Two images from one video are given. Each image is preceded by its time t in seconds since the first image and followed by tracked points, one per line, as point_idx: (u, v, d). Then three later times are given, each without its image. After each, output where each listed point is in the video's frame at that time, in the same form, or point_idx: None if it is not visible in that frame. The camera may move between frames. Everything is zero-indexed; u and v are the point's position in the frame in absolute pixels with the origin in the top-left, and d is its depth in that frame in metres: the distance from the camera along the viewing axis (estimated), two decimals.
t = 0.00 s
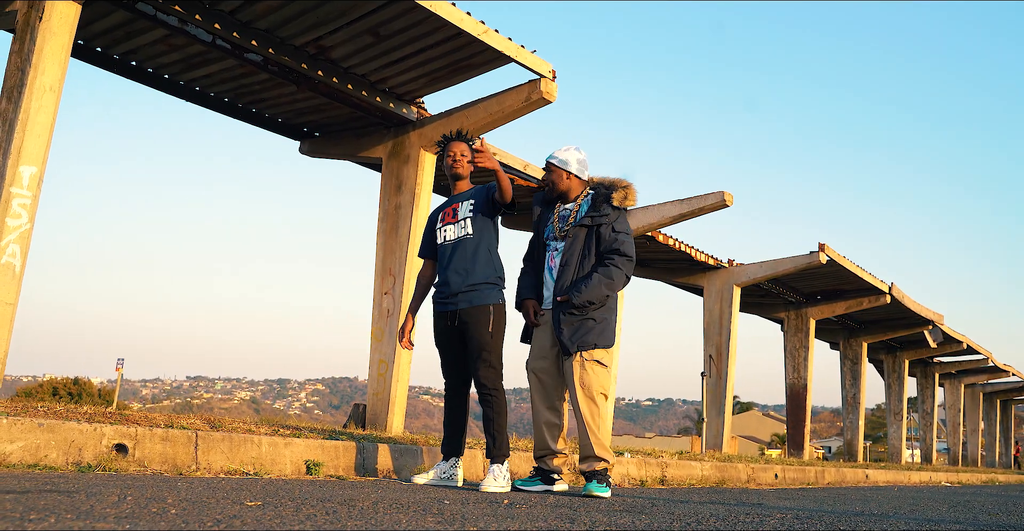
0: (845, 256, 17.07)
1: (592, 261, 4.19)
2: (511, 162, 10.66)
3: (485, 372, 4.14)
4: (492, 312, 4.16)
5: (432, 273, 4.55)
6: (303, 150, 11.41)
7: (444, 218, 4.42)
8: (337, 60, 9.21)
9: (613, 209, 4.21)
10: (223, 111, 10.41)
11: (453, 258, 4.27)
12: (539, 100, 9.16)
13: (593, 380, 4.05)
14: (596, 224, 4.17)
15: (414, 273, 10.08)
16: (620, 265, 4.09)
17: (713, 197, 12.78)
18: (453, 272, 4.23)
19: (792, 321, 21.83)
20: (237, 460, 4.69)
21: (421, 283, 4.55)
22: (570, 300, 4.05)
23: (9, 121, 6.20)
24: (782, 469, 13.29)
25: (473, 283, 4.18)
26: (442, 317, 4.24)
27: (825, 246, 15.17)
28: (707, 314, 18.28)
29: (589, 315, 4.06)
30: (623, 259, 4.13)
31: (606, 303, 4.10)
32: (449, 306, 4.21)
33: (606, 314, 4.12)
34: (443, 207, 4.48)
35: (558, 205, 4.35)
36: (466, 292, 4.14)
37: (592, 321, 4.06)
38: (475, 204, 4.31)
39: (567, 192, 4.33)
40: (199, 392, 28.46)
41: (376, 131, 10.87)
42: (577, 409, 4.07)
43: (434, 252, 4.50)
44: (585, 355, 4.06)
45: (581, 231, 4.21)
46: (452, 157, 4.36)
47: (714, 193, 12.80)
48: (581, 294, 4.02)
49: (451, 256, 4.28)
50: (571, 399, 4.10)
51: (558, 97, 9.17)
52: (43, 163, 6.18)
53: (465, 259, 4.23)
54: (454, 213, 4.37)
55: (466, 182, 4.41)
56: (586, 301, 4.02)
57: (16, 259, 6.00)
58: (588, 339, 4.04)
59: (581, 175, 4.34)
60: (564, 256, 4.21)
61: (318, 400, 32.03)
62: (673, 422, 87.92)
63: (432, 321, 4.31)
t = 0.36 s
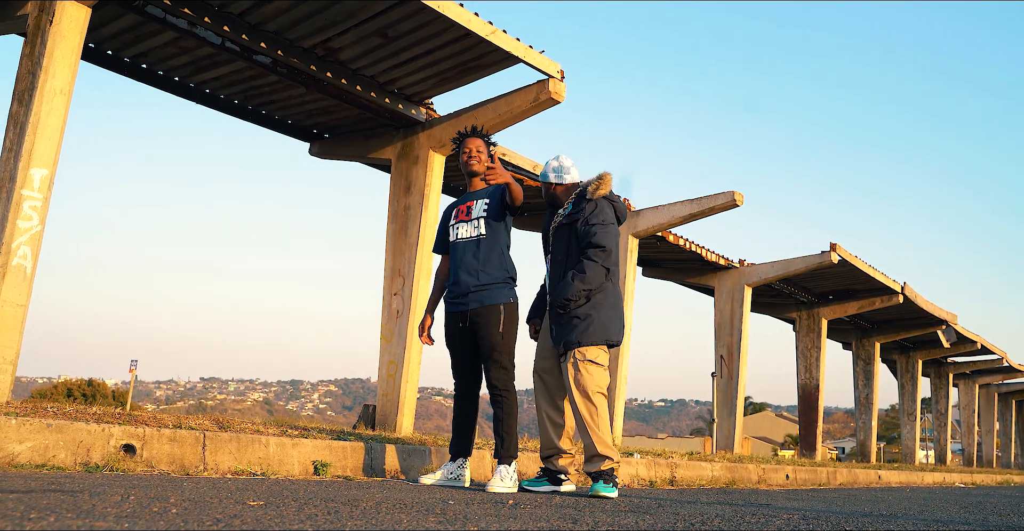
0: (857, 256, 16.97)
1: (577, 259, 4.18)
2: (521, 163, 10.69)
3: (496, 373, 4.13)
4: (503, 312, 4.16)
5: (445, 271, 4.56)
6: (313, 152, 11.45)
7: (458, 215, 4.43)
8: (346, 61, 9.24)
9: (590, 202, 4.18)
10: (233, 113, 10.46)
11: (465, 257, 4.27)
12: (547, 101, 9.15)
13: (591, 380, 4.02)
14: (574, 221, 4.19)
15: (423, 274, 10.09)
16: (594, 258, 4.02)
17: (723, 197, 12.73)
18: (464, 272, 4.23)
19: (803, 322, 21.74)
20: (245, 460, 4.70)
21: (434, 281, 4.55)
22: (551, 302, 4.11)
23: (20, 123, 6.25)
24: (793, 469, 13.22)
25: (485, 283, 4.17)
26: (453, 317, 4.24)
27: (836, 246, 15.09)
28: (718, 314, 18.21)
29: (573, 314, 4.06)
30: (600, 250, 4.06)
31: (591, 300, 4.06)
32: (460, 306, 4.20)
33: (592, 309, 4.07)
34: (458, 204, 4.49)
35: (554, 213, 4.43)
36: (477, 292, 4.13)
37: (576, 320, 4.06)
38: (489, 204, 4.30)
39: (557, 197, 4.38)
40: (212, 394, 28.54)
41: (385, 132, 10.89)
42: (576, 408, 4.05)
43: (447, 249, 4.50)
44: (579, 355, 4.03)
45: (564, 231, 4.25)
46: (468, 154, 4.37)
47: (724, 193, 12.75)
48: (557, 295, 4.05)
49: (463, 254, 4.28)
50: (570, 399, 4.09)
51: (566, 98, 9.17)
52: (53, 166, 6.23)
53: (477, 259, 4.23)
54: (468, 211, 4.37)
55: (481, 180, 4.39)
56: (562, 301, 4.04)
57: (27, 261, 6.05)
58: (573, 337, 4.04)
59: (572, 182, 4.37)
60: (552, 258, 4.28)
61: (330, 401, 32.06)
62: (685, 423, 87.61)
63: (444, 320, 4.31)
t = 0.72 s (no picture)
0: (867, 256, 16.88)
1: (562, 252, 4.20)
2: (529, 163, 10.71)
3: (507, 373, 4.12)
4: (513, 312, 4.13)
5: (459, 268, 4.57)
6: (321, 153, 11.48)
7: (472, 212, 4.42)
8: (353, 63, 9.25)
9: (567, 194, 4.21)
10: (241, 114, 10.49)
11: (477, 255, 4.27)
12: (554, 101, 9.15)
13: (593, 379, 4.00)
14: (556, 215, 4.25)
15: (431, 274, 10.10)
16: (569, 249, 4.01)
17: (732, 197, 12.68)
18: (475, 271, 4.23)
19: (813, 322, 21.65)
20: (250, 461, 4.71)
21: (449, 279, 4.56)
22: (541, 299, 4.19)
23: (29, 126, 6.28)
24: (803, 470, 13.16)
25: (494, 283, 4.15)
26: (465, 316, 4.22)
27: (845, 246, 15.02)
28: (727, 314, 18.16)
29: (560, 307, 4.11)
30: (574, 239, 4.03)
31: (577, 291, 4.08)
32: (472, 305, 4.20)
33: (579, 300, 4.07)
34: (472, 200, 4.48)
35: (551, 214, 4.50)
36: (486, 292, 4.12)
37: (564, 313, 4.10)
38: (501, 201, 4.27)
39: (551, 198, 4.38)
40: (224, 395, 28.64)
41: (393, 133, 10.91)
42: (579, 407, 4.04)
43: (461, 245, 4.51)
44: (580, 353, 4.02)
45: (551, 226, 4.33)
46: (484, 148, 4.36)
47: (733, 193, 12.70)
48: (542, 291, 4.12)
49: (475, 252, 4.28)
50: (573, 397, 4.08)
51: (573, 98, 9.16)
52: (62, 168, 6.27)
53: (488, 258, 4.22)
54: (481, 208, 4.36)
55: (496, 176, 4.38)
56: (546, 296, 4.09)
57: (36, 263, 6.09)
58: (564, 331, 4.08)
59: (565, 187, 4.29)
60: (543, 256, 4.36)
61: (341, 402, 32.14)
62: (695, 424, 87.38)
63: (456, 318, 4.30)
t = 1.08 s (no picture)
0: (881, 256, 16.77)
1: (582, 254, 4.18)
2: (539, 163, 10.72)
3: (517, 373, 4.12)
4: (522, 313, 4.12)
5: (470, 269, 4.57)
6: (333, 155, 11.52)
7: (481, 212, 4.43)
8: (364, 64, 9.29)
9: (589, 198, 4.20)
10: (253, 116, 10.55)
11: (486, 256, 4.26)
12: (565, 102, 9.14)
13: (607, 380, 4.00)
14: (576, 218, 4.23)
15: (442, 275, 10.12)
16: (596, 252, 4.01)
17: (744, 197, 12.63)
18: (485, 271, 4.23)
19: (828, 322, 21.53)
20: (261, 461, 4.73)
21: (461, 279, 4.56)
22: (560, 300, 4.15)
23: (43, 128, 6.34)
24: (817, 471, 13.09)
25: (503, 283, 4.15)
26: (476, 316, 4.23)
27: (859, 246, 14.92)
28: (740, 315, 18.09)
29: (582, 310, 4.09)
30: (600, 243, 4.03)
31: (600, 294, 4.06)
32: (482, 306, 4.19)
33: (601, 302, 4.07)
34: (482, 201, 4.48)
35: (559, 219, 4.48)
36: (495, 293, 4.12)
37: (586, 315, 4.08)
38: (509, 201, 4.27)
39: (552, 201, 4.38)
40: (239, 396, 28.80)
41: (404, 134, 10.94)
42: (592, 408, 4.04)
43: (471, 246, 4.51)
44: (596, 354, 4.02)
45: (569, 230, 4.31)
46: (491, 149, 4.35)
47: (745, 193, 12.64)
48: (565, 292, 4.08)
49: (485, 253, 4.28)
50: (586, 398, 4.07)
51: (583, 98, 9.15)
52: (75, 170, 6.32)
53: (498, 259, 4.21)
54: (490, 209, 4.37)
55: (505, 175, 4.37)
56: (571, 298, 4.06)
57: (50, 265, 6.14)
58: (584, 333, 4.06)
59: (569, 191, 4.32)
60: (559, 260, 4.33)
61: (356, 403, 32.22)
62: (708, 425, 87.08)
63: (467, 318, 4.30)
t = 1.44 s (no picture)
0: (884, 255, 16.75)
1: (604, 256, 4.18)
2: (541, 164, 10.73)
3: (508, 374, 4.12)
4: (512, 314, 4.13)
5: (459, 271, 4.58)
6: (335, 156, 11.53)
7: (471, 216, 4.44)
8: (365, 66, 9.30)
9: (623, 201, 4.17)
10: (255, 118, 10.58)
11: (476, 258, 4.28)
12: (566, 102, 9.15)
13: (612, 381, 4.02)
14: (606, 218, 4.17)
15: (443, 276, 10.13)
16: (629, 258, 4.04)
17: (746, 197, 12.62)
18: (475, 274, 4.24)
19: (831, 322, 21.51)
20: (260, 461, 4.74)
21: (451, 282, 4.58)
22: (577, 295, 4.10)
23: (45, 131, 6.37)
24: (819, 472, 13.08)
25: (494, 284, 4.17)
26: (465, 318, 4.24)
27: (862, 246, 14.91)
28: (743, 315, 18.09)
29: (598, 309, 4.08)
30: (633, 250, 4.06)
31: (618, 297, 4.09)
32: (472, 307, 4.21)
33: (617, 306, 4.09)
34: (471, 204, 4.50)
35: (572, 209, 4.41)
36: (484, 294, 4.14)
37: (602, 315, 4.07)
38: (498, 205, 4.30)
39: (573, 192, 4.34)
40: (244, 397, 28.85)
41: (406, 136, 10.96)
42: (596, 408, 4.05)
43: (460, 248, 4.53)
44: (603, 354, 4.03)
45: (592, 226, 4.23)
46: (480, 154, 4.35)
47: (747, 193, 12.64)
48: (587, 289, 4.04)
49: (474, 255, 4.29)
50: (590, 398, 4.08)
51: (584, 99, 9.17)
52: (77, 172, 6.35)
53: (488, 261, 4.23)
54: (479, 213, 4.38)
55: (493, 180, 4.39)
56: (592, 296, 4.03)
57: (52, 266, 6.17)
58: (596, 332, 4.05)
59: (591, 173, 4.33)
60: (575, 253, 4.24)
61: (361, 404, 32.23)
62: (712, 426, 86.98)
63: (458, 320, 4.32)
